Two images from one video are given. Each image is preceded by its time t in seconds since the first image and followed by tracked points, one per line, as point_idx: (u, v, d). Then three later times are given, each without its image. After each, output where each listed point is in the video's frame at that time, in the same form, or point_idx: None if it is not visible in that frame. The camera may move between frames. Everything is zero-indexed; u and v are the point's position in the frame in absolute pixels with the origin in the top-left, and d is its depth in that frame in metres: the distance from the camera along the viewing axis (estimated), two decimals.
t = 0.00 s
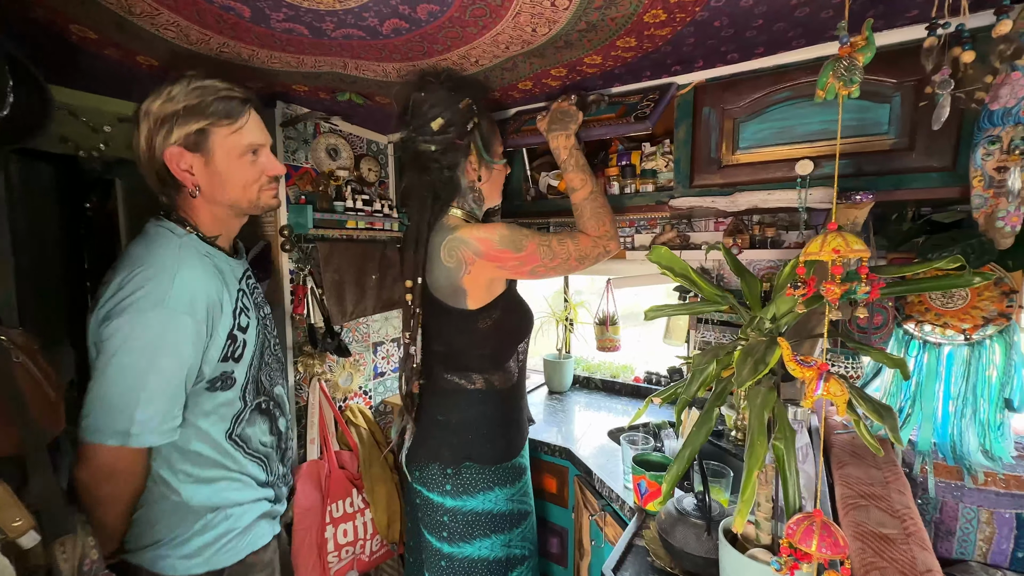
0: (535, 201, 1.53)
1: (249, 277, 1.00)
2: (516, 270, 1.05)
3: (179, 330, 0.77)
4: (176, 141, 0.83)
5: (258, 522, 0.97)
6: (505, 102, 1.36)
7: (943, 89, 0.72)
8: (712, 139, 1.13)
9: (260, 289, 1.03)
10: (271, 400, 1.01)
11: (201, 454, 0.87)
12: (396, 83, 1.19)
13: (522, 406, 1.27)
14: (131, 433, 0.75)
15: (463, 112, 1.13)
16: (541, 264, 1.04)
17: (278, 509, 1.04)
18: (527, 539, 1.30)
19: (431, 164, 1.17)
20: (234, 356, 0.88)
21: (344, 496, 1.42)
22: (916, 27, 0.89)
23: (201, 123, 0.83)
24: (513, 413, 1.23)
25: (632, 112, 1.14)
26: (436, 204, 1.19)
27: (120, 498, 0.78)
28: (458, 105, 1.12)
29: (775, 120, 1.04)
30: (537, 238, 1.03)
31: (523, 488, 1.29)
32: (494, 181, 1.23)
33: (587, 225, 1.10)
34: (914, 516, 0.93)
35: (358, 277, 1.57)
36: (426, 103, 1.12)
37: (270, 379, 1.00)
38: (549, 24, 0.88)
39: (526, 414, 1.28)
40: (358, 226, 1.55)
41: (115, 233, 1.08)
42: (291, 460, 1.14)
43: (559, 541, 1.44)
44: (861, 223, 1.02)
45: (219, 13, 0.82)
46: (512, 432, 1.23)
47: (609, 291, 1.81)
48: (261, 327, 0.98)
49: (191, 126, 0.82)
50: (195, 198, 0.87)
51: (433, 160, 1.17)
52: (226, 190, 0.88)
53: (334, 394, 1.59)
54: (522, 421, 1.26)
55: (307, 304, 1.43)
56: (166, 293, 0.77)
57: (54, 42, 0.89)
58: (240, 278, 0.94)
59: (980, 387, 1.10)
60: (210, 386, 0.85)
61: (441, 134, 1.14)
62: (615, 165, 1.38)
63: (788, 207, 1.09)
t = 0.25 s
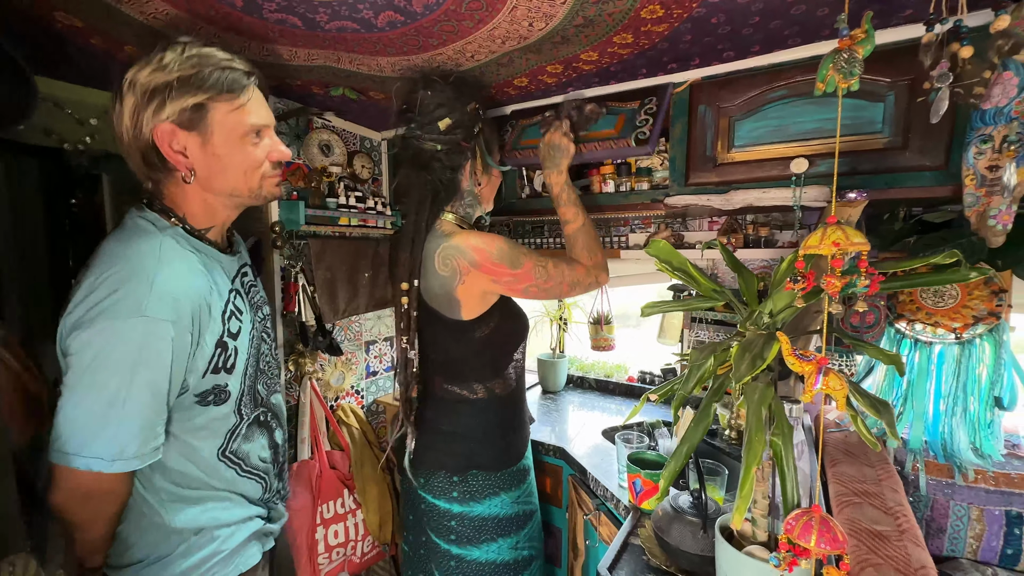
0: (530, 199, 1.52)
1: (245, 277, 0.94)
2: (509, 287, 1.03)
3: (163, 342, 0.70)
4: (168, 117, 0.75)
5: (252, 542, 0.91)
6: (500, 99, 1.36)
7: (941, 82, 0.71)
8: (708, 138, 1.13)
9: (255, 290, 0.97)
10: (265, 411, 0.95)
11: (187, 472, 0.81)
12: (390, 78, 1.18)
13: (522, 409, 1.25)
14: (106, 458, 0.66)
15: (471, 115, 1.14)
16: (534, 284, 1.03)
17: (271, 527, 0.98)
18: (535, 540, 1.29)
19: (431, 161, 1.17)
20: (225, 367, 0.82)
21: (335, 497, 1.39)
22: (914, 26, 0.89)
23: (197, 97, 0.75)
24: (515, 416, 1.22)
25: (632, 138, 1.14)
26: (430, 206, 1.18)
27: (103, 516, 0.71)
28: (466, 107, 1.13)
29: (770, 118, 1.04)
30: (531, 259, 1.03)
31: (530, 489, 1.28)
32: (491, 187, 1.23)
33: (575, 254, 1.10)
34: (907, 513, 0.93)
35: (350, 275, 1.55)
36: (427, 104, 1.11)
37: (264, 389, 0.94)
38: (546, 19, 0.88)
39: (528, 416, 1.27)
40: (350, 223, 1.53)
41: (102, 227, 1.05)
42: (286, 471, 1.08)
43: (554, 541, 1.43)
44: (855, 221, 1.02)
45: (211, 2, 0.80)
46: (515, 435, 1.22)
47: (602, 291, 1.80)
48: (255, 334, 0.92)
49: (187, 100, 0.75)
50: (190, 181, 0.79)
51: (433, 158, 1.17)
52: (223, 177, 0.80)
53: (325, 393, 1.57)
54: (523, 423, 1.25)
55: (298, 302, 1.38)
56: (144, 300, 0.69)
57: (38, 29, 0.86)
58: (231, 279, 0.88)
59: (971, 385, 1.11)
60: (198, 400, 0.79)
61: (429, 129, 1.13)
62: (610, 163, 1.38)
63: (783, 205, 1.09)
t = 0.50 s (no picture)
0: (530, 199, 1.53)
1: (248, 272, 0.92)
2: (512, 297, 1.04)
3: (149, 337, 0.69)
4: (163, 104, 0.74)
5: (257, 541, 0.91)
6: (503, 99, 1.36)
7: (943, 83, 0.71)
8: (710, 140, 1.13)
9: (260, 285, 0.95)
10: (269, 410, 0.93)
11: (188, 471, 0.81)
12: (394, 77, 1.19)
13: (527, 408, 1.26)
14: (95, 455, 0.66)
15: (470, 115, 1.12)
16: (536, 300, 1.03)
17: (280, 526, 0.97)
18: (541, 536, 1.29)
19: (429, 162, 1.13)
20: (219, 365, 0.81)
21: (334, 496, 1.39)
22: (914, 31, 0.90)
23: (192, 83, 0.74)
24: (522, 414, 1.23)
25: (644, 167, 1.24)
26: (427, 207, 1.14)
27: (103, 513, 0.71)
28: (466, 107, 1.12)
29: (772, 121, 1.05)
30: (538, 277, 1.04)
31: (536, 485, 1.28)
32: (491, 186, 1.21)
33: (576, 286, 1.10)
34: (905, 514, 0.93)
35: (352, 273, 1.55)
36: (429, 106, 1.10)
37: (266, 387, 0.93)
38: (550, 20, 0.88)
39: (530, 415, 1.27)
40: (352, 222, 1.56)
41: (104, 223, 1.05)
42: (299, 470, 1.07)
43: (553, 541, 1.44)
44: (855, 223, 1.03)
45: None
46: (523, 433, 1.23)
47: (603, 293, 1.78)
48: (256, 330, 0.90)
49: (182, 86, 0.73)
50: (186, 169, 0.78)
51: (435, 158, 1.13)
52: (220, 166, 0.80)
53: (325, 391, 1.57)
54: (529, 420, 1.26)
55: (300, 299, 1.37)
56: (129, 294, 0.68)
57: (44, 24, 0.87)
58: (230, 275, 0.86)
59: (968, 388, 1.11)
60: (193, 399, 0.79)
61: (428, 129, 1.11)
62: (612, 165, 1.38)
63: (784, 208, 1.10)
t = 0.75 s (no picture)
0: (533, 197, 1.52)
1: (254, 268, 0.92)
2: (518, 294, 1.04)
3: (160, 325, 0.70)
4: (157, 112, 0.75)
5: (266, 532, 0.90)
6: (507, 97, 1.36)
7: (951, 77, 0.70)
8: (715, 137, 1.13)
9: (266, 280, 0.95)
10: (277, 402, 0.93)
11: (196, 461, 0.80)
12: (398, 75, 1.19)
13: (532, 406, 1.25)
14: (114, 438, 0.69)
15: (470, 111, 1.10)
16: (544, 297, 1.03)
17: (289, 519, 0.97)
18: (547, 532, 1.29)
19: (433, 161, 1.12)
20: (227, 355, 0.81)
21: (340, 492, 1.40)
22: (920, 26, 0.90)
23: (181, 87, 0.76)
24: (528, 411, 1.23)
25: (654, 172, 1.23)
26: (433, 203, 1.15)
27: (122, 497, 0.73)
28: (466, 103, 1.10)
29: (778, 118, 1.04)
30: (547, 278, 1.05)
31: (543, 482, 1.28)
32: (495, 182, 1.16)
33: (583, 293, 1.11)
34: (913, 513, 0.93)
35: (357, 271, 1.56)
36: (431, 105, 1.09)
37: (274, 380, 0.92)
38: (554, 17, 0.88)
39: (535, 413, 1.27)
40: (357, 220, 1.57)
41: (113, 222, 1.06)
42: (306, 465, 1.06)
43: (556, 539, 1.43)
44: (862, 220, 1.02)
45: None
46: (529, 430, 1.23)
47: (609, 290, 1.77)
48: (263, 323, 0.90)
49: (172, 91, 0.75)
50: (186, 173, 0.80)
51: (437, 157, 1.12)
52: (222, 164, 0.80)
53: (330, 388, 1.58)
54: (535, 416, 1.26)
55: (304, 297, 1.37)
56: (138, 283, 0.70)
57: (54, 25, 0.88)
58: (237, 269, 0.86)
59: (977, 387, 1.11)
60: (202, 387, 0.79)
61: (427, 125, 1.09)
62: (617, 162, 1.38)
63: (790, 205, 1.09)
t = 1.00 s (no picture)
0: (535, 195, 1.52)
1: (261, 261, 0.95)
2: (505, 301, 1.06)
3: (168, 302, 0.75)
4: (165, 121, 0.80)
5: (270, 509, 0.93)
6: (509, 94, 1.37)
7: (945, 75, 0.71)
8: (717, 133, 1.13)
9: (273, 271, 0.98)
10: (281, 385, 0.96)
11: (203, 437, 0.84)
12: (402, 74, 1.20)
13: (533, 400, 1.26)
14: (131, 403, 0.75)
15: (466, 110, 1.06)
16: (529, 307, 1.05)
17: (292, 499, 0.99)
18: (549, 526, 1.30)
19: (429, 162, 1.12)
20: (232, 336, 0.85)
21: (347, 486, 1.42)
22: (921, 20, 0.90)
23: (185, 98, 0.80)
24: (526, 405, 1.24)
25: (657, 168, 1.23)
26: (433, 203, 1.15)
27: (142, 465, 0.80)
28: (461, 102, 1.06)
29: (779, 114, 1.05)
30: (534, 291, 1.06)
31: (543, 476, 1.29)
32: (494, 180, 1.15)
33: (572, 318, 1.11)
34: (914, 507, 0.93)
35: (362, 268, 1.58)
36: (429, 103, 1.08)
37: (279, 364, 0.96)
38: (556, 14, 0.89)
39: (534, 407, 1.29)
40: (363, 218, 1.57)
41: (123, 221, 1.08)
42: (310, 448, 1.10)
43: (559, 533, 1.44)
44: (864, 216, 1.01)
45: None
46: (529, 424, 1.24)
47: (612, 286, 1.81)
48: (268, 310, 0.93)
49: (177, 103, 0.79)
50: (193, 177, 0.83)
51: (436, 158, 1.11)
52: (226, 168, 0.84)
53: (337, 384, 1.60)
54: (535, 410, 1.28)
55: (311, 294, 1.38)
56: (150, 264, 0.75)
57: (66, 27, 0.90)
58: (245, 259, 0.90)
59: (981, 382, 1.10)
60: (209, 365, 0.83)
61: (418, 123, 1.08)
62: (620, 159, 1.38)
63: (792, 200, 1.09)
